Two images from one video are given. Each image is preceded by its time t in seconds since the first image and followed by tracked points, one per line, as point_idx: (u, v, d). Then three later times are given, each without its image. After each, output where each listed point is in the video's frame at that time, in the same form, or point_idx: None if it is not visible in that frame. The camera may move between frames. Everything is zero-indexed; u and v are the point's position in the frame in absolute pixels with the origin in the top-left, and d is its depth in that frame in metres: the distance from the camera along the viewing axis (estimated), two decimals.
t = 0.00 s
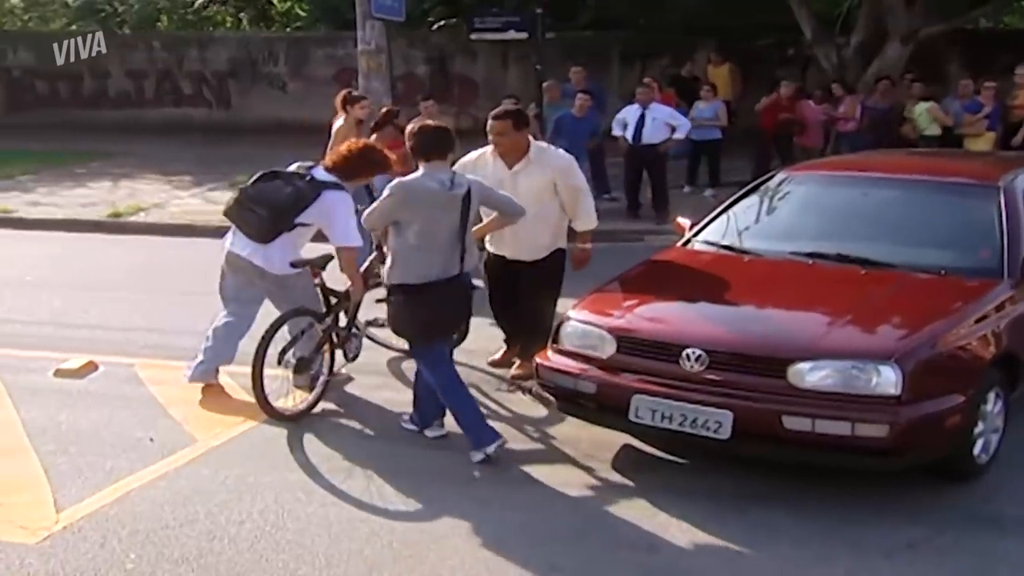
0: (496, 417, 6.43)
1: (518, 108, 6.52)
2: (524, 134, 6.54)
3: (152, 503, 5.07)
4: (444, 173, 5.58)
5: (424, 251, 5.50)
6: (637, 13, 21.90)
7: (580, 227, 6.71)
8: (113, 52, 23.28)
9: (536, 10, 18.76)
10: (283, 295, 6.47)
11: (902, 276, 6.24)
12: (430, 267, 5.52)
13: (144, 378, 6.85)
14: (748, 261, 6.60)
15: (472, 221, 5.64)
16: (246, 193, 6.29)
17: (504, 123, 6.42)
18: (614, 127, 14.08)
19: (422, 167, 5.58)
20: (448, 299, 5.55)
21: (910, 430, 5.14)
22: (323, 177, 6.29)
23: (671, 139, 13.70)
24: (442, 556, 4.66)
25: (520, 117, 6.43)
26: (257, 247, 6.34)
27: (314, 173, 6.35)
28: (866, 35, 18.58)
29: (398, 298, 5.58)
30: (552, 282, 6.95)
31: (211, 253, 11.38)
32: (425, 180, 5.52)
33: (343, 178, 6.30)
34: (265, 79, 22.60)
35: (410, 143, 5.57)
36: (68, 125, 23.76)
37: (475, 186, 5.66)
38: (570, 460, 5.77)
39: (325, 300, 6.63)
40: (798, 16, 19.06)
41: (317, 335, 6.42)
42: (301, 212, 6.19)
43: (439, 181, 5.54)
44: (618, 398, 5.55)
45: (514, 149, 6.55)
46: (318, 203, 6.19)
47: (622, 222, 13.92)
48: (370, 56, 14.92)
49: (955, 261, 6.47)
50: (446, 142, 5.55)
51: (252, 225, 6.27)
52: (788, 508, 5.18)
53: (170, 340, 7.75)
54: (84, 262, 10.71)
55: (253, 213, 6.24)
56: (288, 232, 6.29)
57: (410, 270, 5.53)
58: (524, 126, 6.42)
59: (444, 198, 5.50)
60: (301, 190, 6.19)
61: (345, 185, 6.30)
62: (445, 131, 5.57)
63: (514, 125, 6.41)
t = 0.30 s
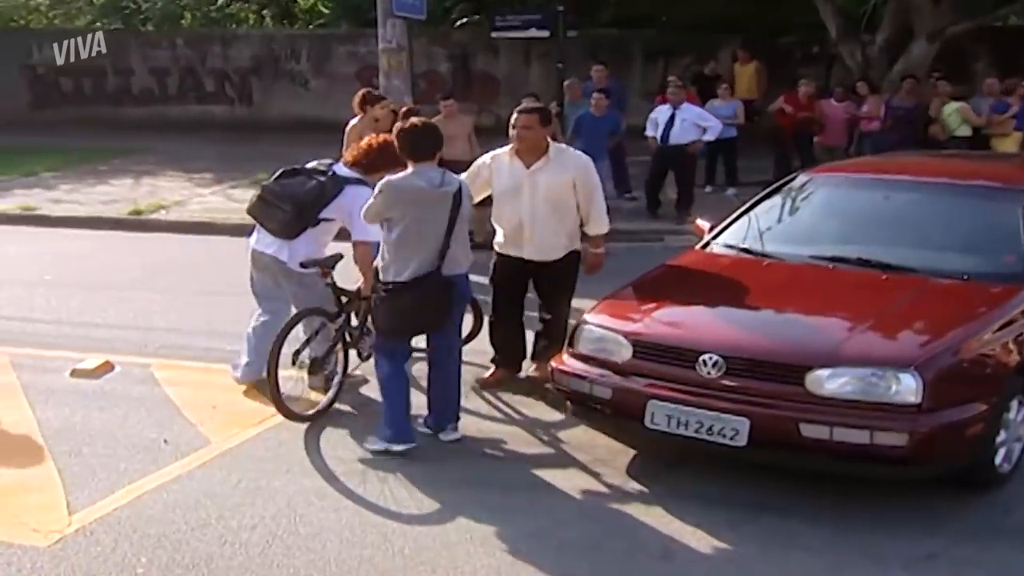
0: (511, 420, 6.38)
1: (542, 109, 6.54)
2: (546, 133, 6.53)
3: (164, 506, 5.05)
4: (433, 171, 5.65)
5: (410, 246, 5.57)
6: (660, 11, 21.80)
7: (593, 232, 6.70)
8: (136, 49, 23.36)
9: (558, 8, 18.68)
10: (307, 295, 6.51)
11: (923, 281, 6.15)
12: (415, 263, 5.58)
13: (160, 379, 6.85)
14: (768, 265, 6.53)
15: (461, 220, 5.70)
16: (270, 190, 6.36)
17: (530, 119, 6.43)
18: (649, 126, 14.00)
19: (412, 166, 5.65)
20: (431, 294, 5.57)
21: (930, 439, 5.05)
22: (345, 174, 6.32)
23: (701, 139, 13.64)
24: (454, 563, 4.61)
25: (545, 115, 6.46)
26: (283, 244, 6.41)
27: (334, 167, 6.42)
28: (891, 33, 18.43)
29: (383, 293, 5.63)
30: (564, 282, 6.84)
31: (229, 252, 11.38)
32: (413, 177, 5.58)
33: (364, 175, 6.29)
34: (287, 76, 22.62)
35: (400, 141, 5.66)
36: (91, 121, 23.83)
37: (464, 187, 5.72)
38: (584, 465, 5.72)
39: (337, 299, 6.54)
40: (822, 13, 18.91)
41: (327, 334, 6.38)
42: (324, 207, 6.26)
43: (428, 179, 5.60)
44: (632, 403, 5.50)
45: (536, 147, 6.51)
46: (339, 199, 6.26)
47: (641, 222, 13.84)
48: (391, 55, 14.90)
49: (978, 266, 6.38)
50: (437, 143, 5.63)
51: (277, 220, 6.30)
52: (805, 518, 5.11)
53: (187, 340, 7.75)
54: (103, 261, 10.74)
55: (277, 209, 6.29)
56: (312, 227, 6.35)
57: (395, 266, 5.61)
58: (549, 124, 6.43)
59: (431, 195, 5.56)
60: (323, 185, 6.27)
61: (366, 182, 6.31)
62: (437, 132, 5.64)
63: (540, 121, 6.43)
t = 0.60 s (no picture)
0: (531, 422, 6.32)
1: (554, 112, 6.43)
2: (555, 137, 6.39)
3: (182, 509, 5.04)
4: (418, 172, 5.52)
5: (398, 248, 5.50)
6: (690, 8, 21.63)
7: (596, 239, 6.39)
8: (168, 45, 23.47)
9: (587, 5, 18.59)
10: (327, 294, 6.47)
11: (953, 287, 6.04)
12: (405, 265, 5.50)
13: (182, 378, 6.85)
14: (794, 269, 6.44)
15: (453, 219, 5.57)
16: (278, 192, 6.30)
17: (539, 121, 6.30)
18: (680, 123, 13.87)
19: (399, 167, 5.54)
20: (423, 296, 5.51)
21: (957, 449, 4.96)
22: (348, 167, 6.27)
23: (733, 140, 13.48)
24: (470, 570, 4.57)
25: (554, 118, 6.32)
26: (297, 242, 6.38)
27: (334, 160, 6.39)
28: (926, 30, 18.19)
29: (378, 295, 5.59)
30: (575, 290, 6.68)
31: (256, 250, 11.40)
32: (396, 180, 5.48)
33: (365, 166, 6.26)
34: (317, 73, 22.67)
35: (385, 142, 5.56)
36: (123, 117, 23.96)
37: (453, 185, 5.57)
38: (605, 470, 5.65)
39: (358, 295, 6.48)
40: (855, 10, 18.71)
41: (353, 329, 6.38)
42: (335, 203, 6.25)
43: (411, 181, 5.48)
44: (653, 408, 5.44)
45: (543, 150, 6.38)
46: (350, 194, 6.24)
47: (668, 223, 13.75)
48: (419, 52, 14.87)
49: (1009, 272, 6.26)
50: (421, 143, 5.49)
51: (288, 220, 6.27)
52: (829, 527, 5.03)
53: (211, 339, 7.76)
54: (131, 258, 10.79)
55: (290, 211, 6.25)
56: (327, 223, 6.34)
57: (387, 268, 5.54)
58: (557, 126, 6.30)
59: (413, 199, 5.45)
60: (332, 181, 6.24)
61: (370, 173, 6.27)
62: (422, 131, 5.49)
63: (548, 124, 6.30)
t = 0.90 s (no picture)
0: (555, 424, 6.28)
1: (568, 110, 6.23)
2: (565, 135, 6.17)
3: (204, 510, 5.03)
4: (414, 172, 5.48)
5: (394, 249, 5.46)
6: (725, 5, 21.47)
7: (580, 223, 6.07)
8: (203, 41, 23.57)
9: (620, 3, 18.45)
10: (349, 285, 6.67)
11: (987, 294, 5.92)
12: (402, 266, 5.46)
13: (208, 377, 6.86)
14: (823, 273, 6.35)
15: (452, 220, 5.52)
16: (287, 201, 6.49)
17: (549, 118, 6.10)
18: (709, 122, 13.75)
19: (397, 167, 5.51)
20: (420, 298, 5.45)
21: (988, 460, 4.85)
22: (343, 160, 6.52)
23: (764, 139, 13.36)
24: None
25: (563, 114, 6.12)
26: (317, 242, 6.57)
27: (327, 159, 6.58)
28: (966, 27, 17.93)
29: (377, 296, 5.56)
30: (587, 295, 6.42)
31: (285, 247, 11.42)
32: (392, 180, 5.44)
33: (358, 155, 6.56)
34: (350, 69, 22.71)
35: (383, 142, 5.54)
36: (157, 113, 24.10)
37: (450, 186, 5.52)
38: (629, 474, 5.59)
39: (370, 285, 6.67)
40: (894, 8, 18.46)
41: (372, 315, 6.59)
42: (345, 198, 6.44)
43: (408, 181, 5.44)
44: (677, 413, 5.38)
45: (549, 146, 6.16)
46: (354, 185, 6.44)
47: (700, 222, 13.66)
48: (451, 50, 14.84)
49: None
50: (418, 143, 5.45)
51: (309, 223, 6.49)
52: (855, 537, 4.94)
53: (236, 338, 7.76)
54: (162, 255, 10.83)
55: (304, 213, 6.45)
56: (342, 219, 6.54)
57: (387, 269, 5.50)
58: (567, 124, 6.08)
59: (409, 199, 5.41)
60: (336, 179, 6.43)
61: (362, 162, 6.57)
62: (419, 131, 5.45)
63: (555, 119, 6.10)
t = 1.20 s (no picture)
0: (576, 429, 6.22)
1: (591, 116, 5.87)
2: (578, 140, 5.80)
3: (222, 513, 5.02)
4: (421, 175, 5.46)
5: (406, 253, 5.42)
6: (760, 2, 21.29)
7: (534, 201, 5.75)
8: (236, 38, 23.65)
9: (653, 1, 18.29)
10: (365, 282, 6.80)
11: (1020, 302, 5.79)
12: (415, 269, 5.42)
13: (231, 378, 6.85)
14: (852, 279, 6.25)
15: (462, 221, 5.49)
16: (314, 205, 6.55)
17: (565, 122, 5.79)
18: (735, 122, 13.60)
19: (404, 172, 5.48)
20: (433, 301, 5.41)
21: (1018, 473, 4.74)
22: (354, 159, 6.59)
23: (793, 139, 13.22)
24: None
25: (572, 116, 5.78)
26: (343, 240, 6.64)
27: (337, 158, 6.62)
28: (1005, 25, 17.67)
29: (391, 302, 5.51)
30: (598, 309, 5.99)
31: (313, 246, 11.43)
32: (400, 185, 5.41)
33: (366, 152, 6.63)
34: (382, 67, 22.74)
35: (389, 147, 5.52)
36: (190, 110, 24.23)
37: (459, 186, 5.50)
38: (650, 481, 5.53)
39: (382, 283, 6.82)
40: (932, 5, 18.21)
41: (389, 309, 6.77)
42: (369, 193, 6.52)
43: (415, 185, 5.42)
44: (699, 419, 5.31)
45: (557, 150, 5.84)
46: (375, 178, 6.55)
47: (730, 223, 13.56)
48: (481, 48, 14.79)
49: None
50: (425, 144, 5.44)
51: (339, 223, 6.56)
52: (880, 550, 4.85)
53: (260, 337, 7.77)
54: (190, 253, 10.88)
55: (334, 214, 6.52)
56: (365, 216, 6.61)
57: (399, 274, 5.46)
58: (573, 126, 5.74)
59: (419, 202, 5.38)
60: (355, 176, 6.52)
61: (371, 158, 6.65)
62: (424, 133, 5.44)
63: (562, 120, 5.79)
